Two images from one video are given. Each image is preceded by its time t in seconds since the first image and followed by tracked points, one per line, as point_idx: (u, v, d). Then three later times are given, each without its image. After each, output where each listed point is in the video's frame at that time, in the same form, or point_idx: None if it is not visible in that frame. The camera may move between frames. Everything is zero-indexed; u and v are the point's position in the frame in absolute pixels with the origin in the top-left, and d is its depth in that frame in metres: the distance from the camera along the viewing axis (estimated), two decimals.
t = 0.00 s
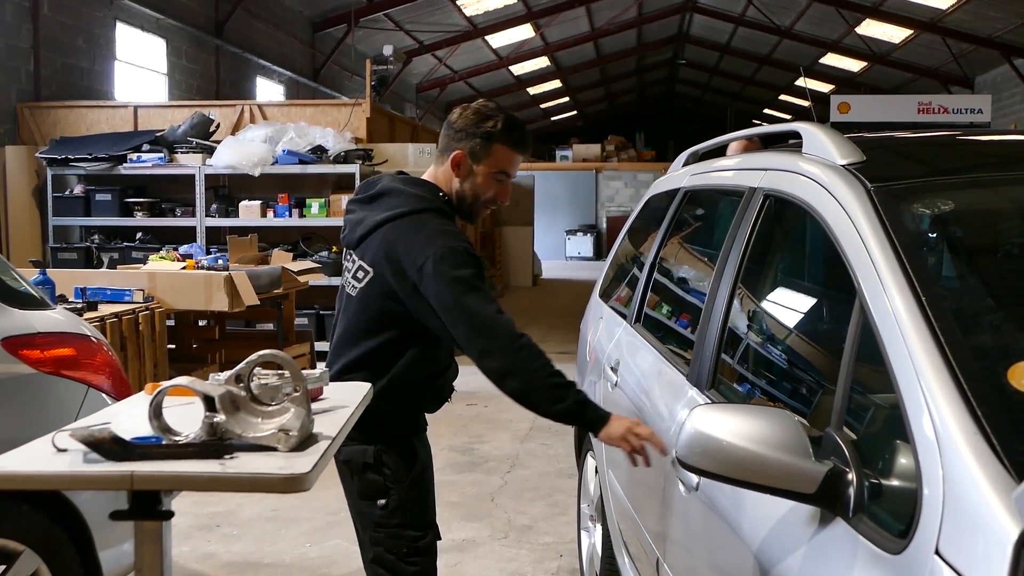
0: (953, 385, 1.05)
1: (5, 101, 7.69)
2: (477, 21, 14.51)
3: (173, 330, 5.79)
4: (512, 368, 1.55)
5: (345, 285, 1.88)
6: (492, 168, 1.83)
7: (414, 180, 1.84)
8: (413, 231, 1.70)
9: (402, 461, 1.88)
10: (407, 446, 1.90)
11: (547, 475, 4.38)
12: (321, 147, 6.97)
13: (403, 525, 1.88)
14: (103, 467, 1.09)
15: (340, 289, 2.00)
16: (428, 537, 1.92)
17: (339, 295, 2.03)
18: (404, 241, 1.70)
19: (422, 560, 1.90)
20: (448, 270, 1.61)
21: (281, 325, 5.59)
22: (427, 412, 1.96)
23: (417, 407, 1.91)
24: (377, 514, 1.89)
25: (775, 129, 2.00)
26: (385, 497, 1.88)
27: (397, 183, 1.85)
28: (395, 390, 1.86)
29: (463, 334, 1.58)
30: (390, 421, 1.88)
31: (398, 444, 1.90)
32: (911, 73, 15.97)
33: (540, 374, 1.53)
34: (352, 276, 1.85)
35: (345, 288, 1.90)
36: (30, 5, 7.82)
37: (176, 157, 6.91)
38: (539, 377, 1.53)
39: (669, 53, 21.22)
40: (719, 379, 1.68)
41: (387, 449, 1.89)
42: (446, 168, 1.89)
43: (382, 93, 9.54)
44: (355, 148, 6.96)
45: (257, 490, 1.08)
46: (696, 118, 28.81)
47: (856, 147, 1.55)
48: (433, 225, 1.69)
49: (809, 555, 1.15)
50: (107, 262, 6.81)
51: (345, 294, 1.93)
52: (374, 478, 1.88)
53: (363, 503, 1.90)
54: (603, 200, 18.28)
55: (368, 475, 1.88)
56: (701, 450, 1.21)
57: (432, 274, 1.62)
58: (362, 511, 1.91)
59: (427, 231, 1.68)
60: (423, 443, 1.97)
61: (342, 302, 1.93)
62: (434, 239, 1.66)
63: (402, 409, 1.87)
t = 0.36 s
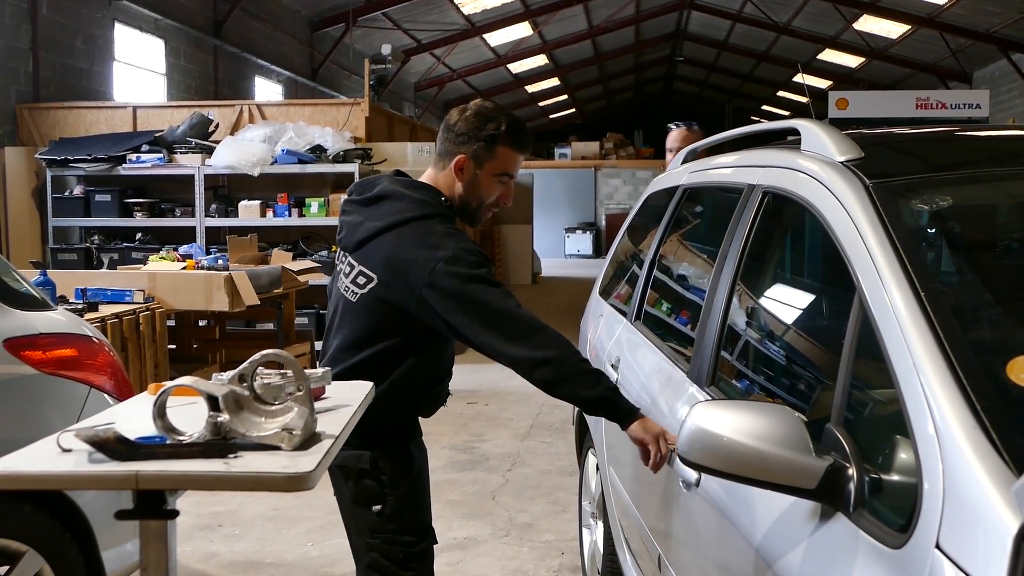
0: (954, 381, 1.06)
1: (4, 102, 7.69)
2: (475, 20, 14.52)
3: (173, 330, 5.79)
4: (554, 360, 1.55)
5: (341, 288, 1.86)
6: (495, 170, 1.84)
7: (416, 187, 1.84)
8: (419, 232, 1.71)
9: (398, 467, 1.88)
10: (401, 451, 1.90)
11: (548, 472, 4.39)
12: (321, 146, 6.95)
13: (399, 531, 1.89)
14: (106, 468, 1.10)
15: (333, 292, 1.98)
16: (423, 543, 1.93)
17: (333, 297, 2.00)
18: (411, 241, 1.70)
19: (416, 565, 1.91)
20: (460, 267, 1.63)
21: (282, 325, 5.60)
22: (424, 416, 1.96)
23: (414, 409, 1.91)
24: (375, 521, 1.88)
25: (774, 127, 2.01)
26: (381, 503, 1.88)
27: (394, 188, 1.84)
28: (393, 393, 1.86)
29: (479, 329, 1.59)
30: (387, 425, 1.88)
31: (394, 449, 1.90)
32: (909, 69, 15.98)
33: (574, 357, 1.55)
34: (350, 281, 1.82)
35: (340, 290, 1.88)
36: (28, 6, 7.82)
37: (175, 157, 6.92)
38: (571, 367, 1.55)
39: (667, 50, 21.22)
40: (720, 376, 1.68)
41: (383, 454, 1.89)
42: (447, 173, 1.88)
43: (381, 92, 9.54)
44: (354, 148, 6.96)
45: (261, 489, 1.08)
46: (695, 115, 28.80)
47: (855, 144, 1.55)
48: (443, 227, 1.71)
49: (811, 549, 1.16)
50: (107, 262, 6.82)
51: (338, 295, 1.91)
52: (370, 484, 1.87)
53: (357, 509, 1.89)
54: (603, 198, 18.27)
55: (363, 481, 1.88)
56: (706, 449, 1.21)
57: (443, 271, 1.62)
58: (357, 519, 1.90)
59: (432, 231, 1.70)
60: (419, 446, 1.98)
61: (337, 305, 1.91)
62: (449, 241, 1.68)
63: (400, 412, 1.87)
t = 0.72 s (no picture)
0: (949, 378, 1.06)
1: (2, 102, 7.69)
2: (473, 19, 14.53)
3: (172, 331, 5.79)
4: (504, 356, 1.57)
5: (327, 289, 1.89)
6: (467, 150, 1.87)
7: (381, 172, 1.87)
8: (389, 223, 1.72)
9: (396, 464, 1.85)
10: (399, 449, 1.87)
11: (547, 471, 4.40)
12: (320, 146, 6.93)
13: (399, 530, 1.85)
14: (106, 467, 1.10)
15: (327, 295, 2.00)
16: (423, 543, 1.89)
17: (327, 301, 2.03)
18: (383, 231, 1.72)
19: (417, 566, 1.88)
20: (427, 255, 1.64)
21: (281, 324, 5.60)
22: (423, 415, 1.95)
23: (411, 407, 1.90)
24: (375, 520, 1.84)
25: (771, 125, 2.01)
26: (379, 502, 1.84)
27: (364, 177, 1.88)
28: (388, 390, 1.85)
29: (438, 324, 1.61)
30: (384, 422, 1.86)
31: (395, 448, 1.87)
32: (907, 67, 15.99)
33: (524, 356, 1.57)
34: (331, 277, 1.86)
35: (327, 290, 1.91)
36: (26, 7, 7.82)
37: (173, 157, 6.91)
38: (521, 357, 1.57)
39: (665, 50, 21.23)
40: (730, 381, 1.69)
41: (382, 452, 1.86)
42: (417, 155, 1.90)
43: (379, 92, 9.53)
44: (353, 148, 6.97)
45: (261, 487, 1.09)
46: (693, 114, 28.81)
47: (852, 142, 1.55)
48: (408, 213, 1.72)
49: (795, 549, 1.16)
50: (106, 263, 6.83)
51: (327, 295, 1.93)
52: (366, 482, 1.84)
53: (356, 510, 1.85)
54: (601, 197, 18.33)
55: (361, 481, 1.84)
56: (667, 444, 1.23)
57: (411, 260, 1.65)
58: (355, 521, 1.86)
59: (402, 219, 1.71)
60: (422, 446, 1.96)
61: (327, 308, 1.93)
62: (409, 224, 1.70)
63: (398, 410, 1.86)
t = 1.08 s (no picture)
0: (949, 380, 1.06)
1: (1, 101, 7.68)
2: (472, 18, 14.51)
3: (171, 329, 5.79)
4: (453, 337, 1.62)
5: (302, 286, 1.88)
6: (440, 150, 1.88)
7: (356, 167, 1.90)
8: (353, 209, 1.74)
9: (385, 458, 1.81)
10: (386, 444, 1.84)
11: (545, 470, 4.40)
12: (318, 145, 6.95)
13: (399, 524, 1.79)
14: (109, 465, 1.10)
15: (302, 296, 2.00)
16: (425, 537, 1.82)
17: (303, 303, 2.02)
18: (347, 218, 1.74)
19: (424, 561, 1.80)
20: (388, 239, 1.67)
21: (279, 323, 5.60)
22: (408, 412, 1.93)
23: (395, 409, 1.88)
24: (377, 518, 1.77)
25: (767, 126, 2.03)
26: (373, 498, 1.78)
27: (338, 174, 1.90)
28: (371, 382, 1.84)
29: (396, 310, 1.65)
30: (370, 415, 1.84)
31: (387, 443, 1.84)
32: (905, 67, 15.99)
33: (472, 339, 1.63)
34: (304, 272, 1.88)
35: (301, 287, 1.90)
36: (25, 5, 7.80)
37: (172, 155, 6.91)
38: (473, 341, 1.63)
39: (663, 49, 21.23)
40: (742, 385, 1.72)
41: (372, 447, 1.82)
42: (392, 150, 1.91)
43: (378, 91, 9.54)
44: (351, 146, 6.97)
45: (264, 485, 1.09)
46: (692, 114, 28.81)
47: (850, 142, 1.56)
48: (365, 197, 1.75)
49: (777, 547, 1.20)
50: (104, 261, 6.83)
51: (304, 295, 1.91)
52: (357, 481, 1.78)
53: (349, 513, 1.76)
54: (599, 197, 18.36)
55: (350, 480, 1.77)
56: (625, 444, 1.26)
57: (370, 245, 1.69)
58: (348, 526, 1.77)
59: (364, 202, 1.74)
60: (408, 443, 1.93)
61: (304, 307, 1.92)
62: (366, 205, 1.73)
63: (384, 403, 1.85)
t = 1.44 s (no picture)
0: (957, 383, 1.07)
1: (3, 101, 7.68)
2: (472, 19, 14.52)
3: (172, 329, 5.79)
4: (436, 347, 1.64)
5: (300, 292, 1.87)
6: (442, 158, 1.90)
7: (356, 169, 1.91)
8: (343, 204, 1.74)
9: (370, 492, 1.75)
10: (378, 470, 1.78)
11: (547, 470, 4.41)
12: (319, 145, 6.96)
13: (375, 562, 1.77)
14: (123, 462, 1.12)
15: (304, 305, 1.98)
16: None
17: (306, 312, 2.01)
18: (337, 213, 1.74)
19: None
20: (377, 236, 1.68)
21: (281, 323, 5.61)
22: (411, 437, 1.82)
23: (409, 419, 1.83)
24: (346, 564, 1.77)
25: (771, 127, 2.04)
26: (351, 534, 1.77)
27: (336, 176, 1.91)
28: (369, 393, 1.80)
29: (387, 307, 1.65)
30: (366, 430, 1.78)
31: (379, 473, 1.77)
32: (906, 67, 16.01)
33: (457, 351, 1.65)
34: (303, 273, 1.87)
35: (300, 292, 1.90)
36: (28, 5, 7.81)
37: (174, 155, 6.92)
38: (458, 345, 1.65)
39: (663, 50, 21.24)
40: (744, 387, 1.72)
41: (366, 476, 1.77)
42: (392, 155, 1.91)
43: (379, 91, 9.55)
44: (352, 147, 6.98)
45: (275, 483, 1.10)
46: (691, 114, 28.82)
47: (854, 144, 1.57)
48: (355, 191, 1.75)
49: (780, 551, 1.21)
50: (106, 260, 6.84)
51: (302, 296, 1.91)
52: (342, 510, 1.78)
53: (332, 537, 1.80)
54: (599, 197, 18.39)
55: (335, 506, 1.78)
56: (627, 447, 1.27)
57: (361, 238, 1.69)
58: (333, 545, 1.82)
59: (355, 197, 1.73)
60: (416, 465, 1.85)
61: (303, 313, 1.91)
62: (355, 200, 1.73)
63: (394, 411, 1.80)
